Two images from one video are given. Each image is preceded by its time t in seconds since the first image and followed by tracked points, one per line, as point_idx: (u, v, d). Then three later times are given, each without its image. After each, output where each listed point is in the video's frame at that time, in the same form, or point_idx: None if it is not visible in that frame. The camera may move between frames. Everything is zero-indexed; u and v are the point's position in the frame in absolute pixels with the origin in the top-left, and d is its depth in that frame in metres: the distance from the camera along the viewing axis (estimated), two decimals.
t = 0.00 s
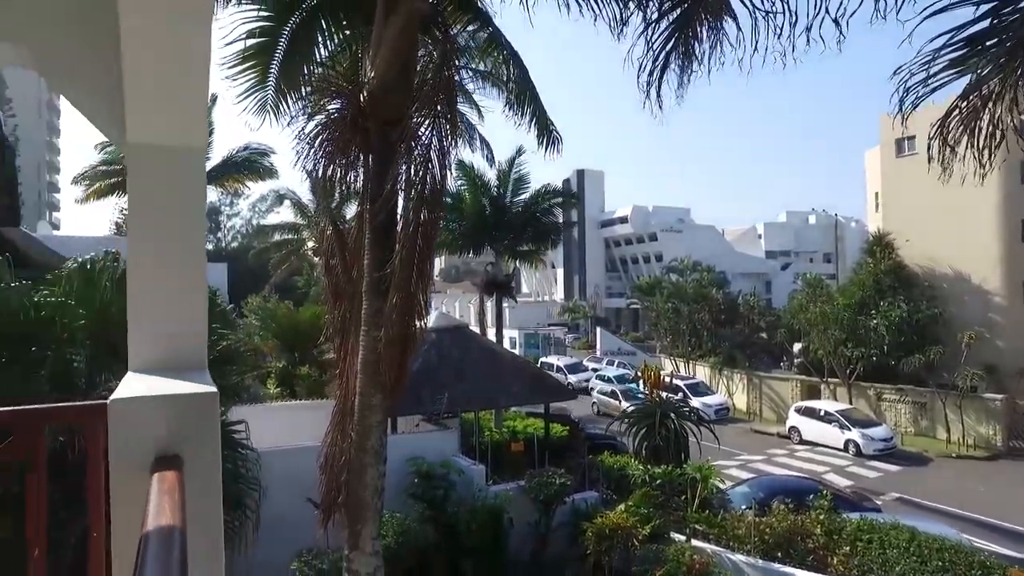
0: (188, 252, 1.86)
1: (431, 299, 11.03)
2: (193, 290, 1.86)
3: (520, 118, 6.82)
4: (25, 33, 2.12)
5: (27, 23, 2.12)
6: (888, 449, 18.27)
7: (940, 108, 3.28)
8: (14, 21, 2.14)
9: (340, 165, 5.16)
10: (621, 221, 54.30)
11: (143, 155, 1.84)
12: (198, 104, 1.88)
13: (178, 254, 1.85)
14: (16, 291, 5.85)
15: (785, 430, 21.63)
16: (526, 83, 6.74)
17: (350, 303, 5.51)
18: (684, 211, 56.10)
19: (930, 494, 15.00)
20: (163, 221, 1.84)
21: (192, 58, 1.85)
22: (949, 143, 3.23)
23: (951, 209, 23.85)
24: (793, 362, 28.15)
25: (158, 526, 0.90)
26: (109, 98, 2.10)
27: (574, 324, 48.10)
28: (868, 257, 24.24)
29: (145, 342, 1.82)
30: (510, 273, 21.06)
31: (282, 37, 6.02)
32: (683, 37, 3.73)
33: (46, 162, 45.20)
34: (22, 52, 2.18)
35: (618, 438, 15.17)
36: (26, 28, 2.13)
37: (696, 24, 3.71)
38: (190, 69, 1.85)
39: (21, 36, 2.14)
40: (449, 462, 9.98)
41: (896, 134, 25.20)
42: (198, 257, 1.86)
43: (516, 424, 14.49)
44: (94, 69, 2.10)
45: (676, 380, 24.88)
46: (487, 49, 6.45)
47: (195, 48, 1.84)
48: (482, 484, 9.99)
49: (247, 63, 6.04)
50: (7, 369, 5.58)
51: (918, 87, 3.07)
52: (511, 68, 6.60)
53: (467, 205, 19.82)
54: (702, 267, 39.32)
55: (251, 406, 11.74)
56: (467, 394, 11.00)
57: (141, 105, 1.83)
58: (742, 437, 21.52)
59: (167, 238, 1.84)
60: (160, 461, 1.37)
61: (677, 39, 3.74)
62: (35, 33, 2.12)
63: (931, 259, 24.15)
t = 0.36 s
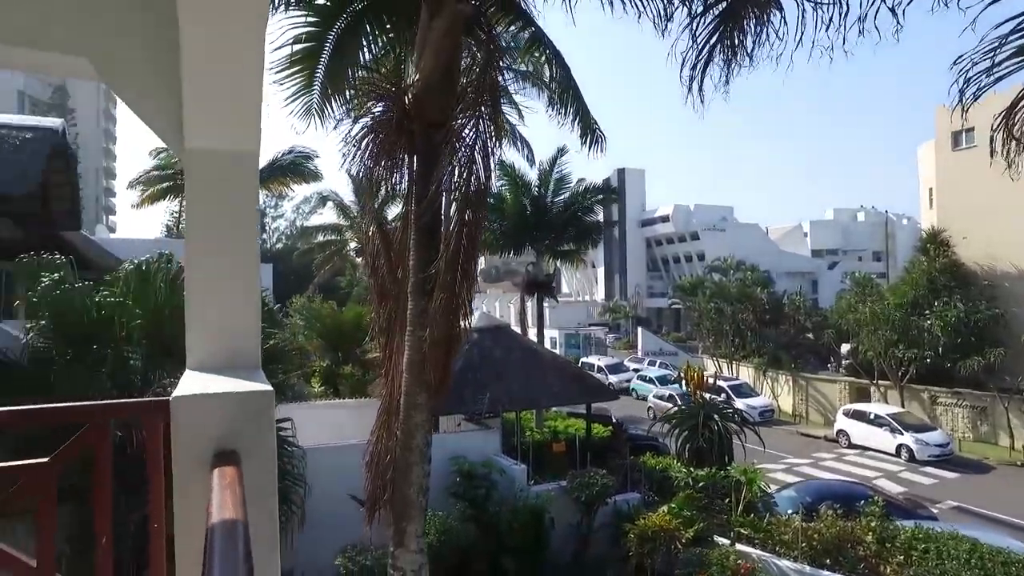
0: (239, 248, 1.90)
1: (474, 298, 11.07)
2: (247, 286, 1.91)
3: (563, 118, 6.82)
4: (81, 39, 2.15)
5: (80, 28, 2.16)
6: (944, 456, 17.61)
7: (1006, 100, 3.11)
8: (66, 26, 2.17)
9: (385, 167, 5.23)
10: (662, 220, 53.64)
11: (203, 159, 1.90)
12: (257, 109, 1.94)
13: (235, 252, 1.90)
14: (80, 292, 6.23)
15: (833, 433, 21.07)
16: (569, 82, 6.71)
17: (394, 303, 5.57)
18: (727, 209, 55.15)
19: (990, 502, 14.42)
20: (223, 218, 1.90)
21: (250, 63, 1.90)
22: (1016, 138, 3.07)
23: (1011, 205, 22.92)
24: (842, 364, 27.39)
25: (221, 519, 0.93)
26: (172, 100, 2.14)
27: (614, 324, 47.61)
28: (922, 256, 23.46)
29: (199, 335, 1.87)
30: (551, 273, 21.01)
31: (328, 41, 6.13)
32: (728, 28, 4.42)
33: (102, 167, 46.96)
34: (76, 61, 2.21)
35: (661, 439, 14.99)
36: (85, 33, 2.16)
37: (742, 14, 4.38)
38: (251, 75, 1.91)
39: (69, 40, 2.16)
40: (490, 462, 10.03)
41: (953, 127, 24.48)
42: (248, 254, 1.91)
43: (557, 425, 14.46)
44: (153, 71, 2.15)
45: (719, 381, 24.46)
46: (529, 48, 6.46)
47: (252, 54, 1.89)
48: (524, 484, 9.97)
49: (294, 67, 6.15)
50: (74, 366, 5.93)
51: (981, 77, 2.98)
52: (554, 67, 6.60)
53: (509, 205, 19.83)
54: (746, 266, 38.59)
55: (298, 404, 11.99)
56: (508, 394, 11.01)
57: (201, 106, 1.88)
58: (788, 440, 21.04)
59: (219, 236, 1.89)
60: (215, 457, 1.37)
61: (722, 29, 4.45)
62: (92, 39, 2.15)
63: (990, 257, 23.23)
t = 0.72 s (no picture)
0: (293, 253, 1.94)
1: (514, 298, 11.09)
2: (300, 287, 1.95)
3: (603, 116, 6.77)
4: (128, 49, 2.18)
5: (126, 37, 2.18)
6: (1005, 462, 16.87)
7: None
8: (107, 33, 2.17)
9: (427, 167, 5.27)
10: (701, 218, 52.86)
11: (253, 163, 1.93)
12: (304, 113, 1.97)
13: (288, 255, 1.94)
14: (134, 292, 6.53)
15: (882, 437, 20.50)
16: (610, 79, 6.66)
17: (437, 301, 5.62)
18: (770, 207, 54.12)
19: None
20: (274, 217, 1.94)
21: (298, 70, 1.93)
22: None
23: None
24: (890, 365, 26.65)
25: (280, 512, 0.96)
26: (223, 103, 2.19)
27: (653, 324, 47.12)
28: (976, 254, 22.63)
29: (253, 335, 1.91)
30: (590, 272, 20.94)
31: (370, 44, 6.20)
32: (769, 25, 4.75)
33: (150, 171, 48.43)
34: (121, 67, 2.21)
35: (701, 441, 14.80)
36: (131, 43, 2.18)
37: (782, 11, 4.69)
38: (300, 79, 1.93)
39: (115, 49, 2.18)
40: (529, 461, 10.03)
41: (1011, 119, 23.58)
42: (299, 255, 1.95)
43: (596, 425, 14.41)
44: (205, 77, 2.20)
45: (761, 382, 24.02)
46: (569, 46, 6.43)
47: (299, 60, 1.92)
48: (564, 484, 9.94)
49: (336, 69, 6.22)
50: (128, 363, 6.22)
51: None
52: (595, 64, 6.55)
53: (547, 205, 19.81)
54: (788, 265, 37.83)
55: (340, 403, 12.19)
56: (548, 394, 11.00)
57: (249, 112, 1.92)
58: (834, 444, 20.56)
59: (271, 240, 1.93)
60: (271, 452, 1.40)
61: (763, 26, 4.78)
62: (140, 51, 2.18)
63: None
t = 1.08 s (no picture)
0: (340, 259, 1.97)
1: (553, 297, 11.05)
2: (346, 289, 1.97)
3: (643, 114, 6.72)
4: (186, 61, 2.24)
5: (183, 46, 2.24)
6: None
7: None
8: (165, 42, 2.24)
9: (468, 168, 5.29)
10: (741, 217, 51.96)
11: (301, 168, 1.98)
12: (350, 117, 1.99)
13: (336, 259, 1.97)
14: (182, 292, 6.68)
15: (932, 442, 19.86)
16: (650, 76, 6.60)
17: (478, 300, 5.64)
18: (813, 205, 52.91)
19: None
20: (321, 219, 1.97)
21: (343, 76, 1.94)
22: None
23: None
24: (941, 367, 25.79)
25: (333, 508, 0.97)
26: (270, 107, 2.23)
27: (692, 324, 46.49)
28: None
29: (301, 336, 1.95)
30: (628, 272, 20.77)
31: (410, 45, 6.29)
32: (817, 22, 4.68)
33: (197, 174, 49.82)
34: (175, 75, 2.27)
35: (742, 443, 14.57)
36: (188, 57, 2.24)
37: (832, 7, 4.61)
38: (347, 84, 1.95)
39: (172, 60, 2.24)
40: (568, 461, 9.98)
41: None
42: (345, 257, 1.98)
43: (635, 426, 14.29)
44: (254, 82, 2.25)
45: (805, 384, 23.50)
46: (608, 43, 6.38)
47: (348, 67, 1.93)
48: (602, 485, 9.88)
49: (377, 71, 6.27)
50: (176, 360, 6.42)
51: None
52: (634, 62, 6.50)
53: (585, 205, 19.72)
54: (833, 264, 36.94)
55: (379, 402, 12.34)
56: (587, 394, 10.95)
57: (298, 116, 1.95)
58: (881, 448, 19.99)
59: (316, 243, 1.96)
60: (320, 448, 1.41)
61: (811, 23, 4.71)
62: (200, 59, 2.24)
63: None
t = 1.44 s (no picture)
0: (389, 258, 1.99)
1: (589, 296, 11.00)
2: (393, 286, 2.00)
3: (683, 112, 6.65)
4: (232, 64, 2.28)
5: (239, 50, 2.29)
6: None
7: None
8: (219, 49, 2.30)
9: (510, 167, 5.28)
10: (779, 215, 50.98)
11: (348, 168, 2.01)
12: (396, 116, 2.00)
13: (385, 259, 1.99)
14: (224, 291, 6.82)
15: (983, 447, 19.21)
16: (690, 73, 6.53)
17: (518, 299, 5.64)
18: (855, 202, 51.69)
19: None
20: (367, 218, 1.99)
21: (390, 77, 1.95)
22: None
23: None
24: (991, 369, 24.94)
25: (390, 502, 0.97)
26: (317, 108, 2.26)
27: (729, 324, 45.76)
28: None
29: (349, 333, 1.97)
30: (664, 272, 20.58)
31: (449, 45, 6.31)
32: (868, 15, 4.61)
33: (235, 177, 50.84)
34: (225, 78, 2.32)
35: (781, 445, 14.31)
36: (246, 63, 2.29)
37: None
38: (394, 83, 1.96)
39: (224, 63, 2.29)
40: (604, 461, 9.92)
41: None
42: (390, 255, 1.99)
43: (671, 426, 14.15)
44: (299, 83, 2.28)
45: (846, 386, 22.97)
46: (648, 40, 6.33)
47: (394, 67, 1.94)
48: (639, 486, 9.80)
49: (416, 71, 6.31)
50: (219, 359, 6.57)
51: None
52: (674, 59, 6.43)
53: (620, 205, 19.59)
54: (875, 263, 36.03)
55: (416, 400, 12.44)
56: (623, 394, 10.88)
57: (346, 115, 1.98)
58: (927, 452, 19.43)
59: (366, 242, 1.99)
60: (372, 444, 1.42)
61: (862, 15, 4.63)
62: (258, 62, 2.29)
63: None
